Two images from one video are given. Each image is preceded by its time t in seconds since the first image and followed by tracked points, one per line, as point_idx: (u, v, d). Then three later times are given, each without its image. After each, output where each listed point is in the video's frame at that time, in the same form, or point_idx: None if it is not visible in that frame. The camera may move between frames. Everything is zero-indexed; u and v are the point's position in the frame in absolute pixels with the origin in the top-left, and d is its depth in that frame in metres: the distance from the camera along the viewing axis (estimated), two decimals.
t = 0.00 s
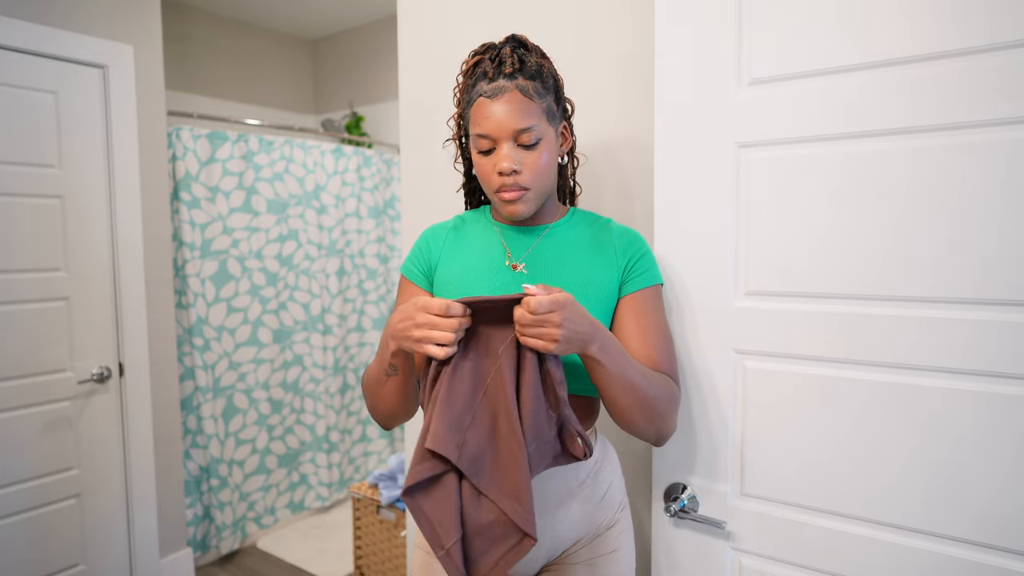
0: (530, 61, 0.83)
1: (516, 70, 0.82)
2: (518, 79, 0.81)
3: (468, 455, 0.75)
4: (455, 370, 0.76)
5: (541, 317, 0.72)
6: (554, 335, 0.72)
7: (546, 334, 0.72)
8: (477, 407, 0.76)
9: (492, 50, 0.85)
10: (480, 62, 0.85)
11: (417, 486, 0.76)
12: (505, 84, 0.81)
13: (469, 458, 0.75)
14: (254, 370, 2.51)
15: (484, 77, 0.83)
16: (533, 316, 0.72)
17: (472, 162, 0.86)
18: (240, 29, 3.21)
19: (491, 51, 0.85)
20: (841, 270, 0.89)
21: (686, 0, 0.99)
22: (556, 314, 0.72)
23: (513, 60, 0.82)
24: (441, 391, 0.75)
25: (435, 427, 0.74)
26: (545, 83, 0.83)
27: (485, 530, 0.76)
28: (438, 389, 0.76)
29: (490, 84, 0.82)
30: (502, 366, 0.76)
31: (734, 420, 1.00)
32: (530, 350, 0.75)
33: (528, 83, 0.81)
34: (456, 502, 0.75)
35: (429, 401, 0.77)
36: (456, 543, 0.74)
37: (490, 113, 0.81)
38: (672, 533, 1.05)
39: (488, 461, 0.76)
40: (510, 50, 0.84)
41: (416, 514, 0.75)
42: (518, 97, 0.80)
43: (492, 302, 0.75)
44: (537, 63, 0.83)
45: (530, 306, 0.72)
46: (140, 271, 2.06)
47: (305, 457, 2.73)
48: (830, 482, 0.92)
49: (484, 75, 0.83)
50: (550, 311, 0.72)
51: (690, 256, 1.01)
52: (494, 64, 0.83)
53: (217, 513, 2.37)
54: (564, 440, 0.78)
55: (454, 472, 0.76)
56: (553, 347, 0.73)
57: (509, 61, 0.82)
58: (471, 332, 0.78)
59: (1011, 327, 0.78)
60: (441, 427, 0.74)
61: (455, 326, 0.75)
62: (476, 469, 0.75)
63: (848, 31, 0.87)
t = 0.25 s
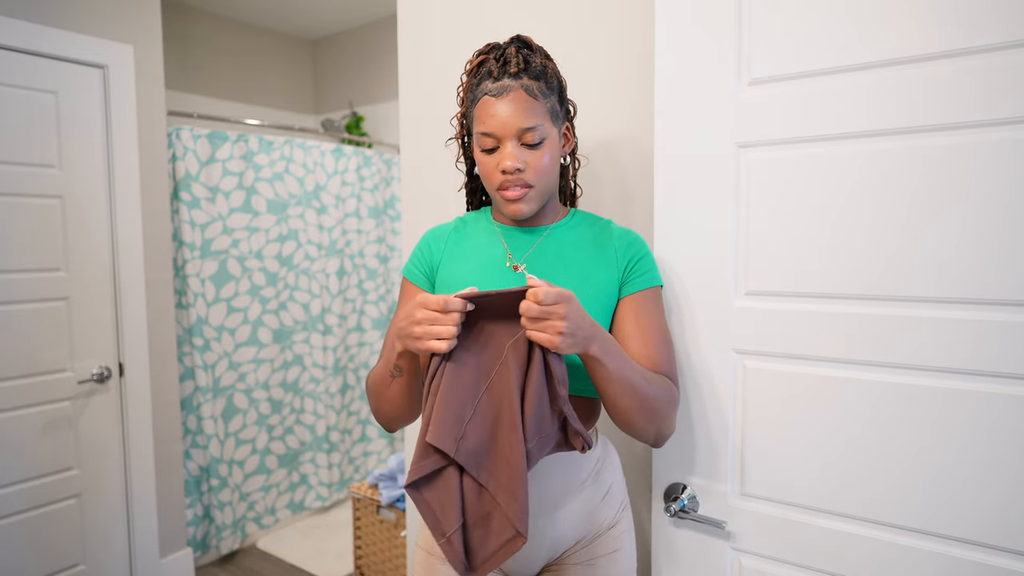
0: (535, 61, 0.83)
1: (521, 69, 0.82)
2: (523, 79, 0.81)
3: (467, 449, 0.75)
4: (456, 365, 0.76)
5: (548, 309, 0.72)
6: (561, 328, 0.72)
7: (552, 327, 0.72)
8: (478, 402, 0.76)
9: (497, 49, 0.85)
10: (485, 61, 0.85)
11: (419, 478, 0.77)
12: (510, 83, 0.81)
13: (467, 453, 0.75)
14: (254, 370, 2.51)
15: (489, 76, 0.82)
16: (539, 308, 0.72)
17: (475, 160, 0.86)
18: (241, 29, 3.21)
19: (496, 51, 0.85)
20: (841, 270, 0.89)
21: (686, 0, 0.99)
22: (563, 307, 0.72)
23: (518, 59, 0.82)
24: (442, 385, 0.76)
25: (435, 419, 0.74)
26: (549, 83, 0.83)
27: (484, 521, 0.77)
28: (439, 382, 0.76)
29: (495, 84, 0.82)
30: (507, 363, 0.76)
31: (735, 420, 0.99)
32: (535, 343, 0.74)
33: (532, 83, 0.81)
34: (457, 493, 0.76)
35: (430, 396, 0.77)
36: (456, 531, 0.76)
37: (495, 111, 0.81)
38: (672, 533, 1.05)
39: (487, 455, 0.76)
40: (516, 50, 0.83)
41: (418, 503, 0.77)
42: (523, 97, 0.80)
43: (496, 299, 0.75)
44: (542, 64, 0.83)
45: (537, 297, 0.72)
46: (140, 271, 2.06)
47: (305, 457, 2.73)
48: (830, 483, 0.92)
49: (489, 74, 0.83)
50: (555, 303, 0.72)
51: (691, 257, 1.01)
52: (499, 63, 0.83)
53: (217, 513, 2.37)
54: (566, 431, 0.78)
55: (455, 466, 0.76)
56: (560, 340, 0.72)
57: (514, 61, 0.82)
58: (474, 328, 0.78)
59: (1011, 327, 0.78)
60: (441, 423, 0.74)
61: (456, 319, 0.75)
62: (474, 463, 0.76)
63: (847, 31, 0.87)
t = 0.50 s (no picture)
0: (539, 61, 0.83)
1: (524, 69, 0.82)
2: (527, 78, 0.81)
3: (468, 448, 0.75)
4: (456, 363, 0.77)
5: (551, 307, 0.72)
6: (565, 326, 0.72)
7: (555, 325, 0.72)
8: (479, 401, 0.77)
9: (501, 48, 0.85)
10: (489, 60, 0.85)
11: (422, 475, 0.77)
12: (514, 82, 0.81)
13: (468, 451, 0.75)
14: (254, 370, 2.51)
15: (492, 75, 0.82)
16: (543, 306, 0.72)
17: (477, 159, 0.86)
18: (241, 29, 3.21)
19: (500, 50, 0.85)
20: (841, 270, 0.89)
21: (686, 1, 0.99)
22: (566, 304, 0.72)
23: (522, 59, 0.82)
24: (442, 384, 0.76)
25: (435, 418, 0.75)
26: (553, 84, 0.83)
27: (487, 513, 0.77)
28: (440, 381, 0.76)
29: (498, 83, 0.82)
30: (509, 363, 0.76)
31: (735, 420, 0.99)
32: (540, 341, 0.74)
33: (536, 83, 0.81)
34: (459, 487, 0.76)
35: (429, 394, 0.77)
36: (460, 522, 0.76)
37: (499, 110, 0.81)
38: (672, 533, 1.05)
39: (488, 454, 0.76)
40: (520, 49, 0.83)
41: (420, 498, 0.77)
42: (526, 97, 0.81)
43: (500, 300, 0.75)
44: (546, 64, 0.83)
45: (540, 294, 0.72)
46: (140, 271, 2.06)
47: (305, 457, 2.73)
48: (830, 482, 0.92)
49: (493, 73, 0.83)
50: (558, 300, 0.72)
51: (691, 257, 1.01)
52: (503, 62, 0.83)
53: (217, 513, 2.37)
54: (567, 431, 0.78)
55: (456, 464, 0.77)
56: (564, 338, 0.72)
57: (518, 61, 0.82)
58: (474, 328, 0.78)
59: (1011, 327, 0.79)
60: (441, 421, 0.74)
61: (452, 314, 0.75)
62: (475, 461, 0.76)
63: (847, 32, 0.87)
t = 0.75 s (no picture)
0: (538, 60, 0.83)
1: (524, 68, 0.82)
2: (527, 77, 0.81)
3: (465, 450, 0.75)
4: (456, 366, 0.77)
5: (552, 309, 0.72)
6: (566, 327, 0.72)
7: (555, 327, 0.72)
8: (478, 404, 0.77)
9: (501, 48, 0.85)
10: (489, 59, 0.85)
11: (419, 478, 0.77)
12: (513, 82, 0.81)
13: (466, 454, 0.75)
14: (254, 370, 2.51)
15: (492, 74, 0.82)
16: (543, 308, 0.72)
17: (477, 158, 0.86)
18: (241, 28, 3.21)
19: (500, 49, 0.85)
20: (841, 270, 0.90)
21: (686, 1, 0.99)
22: (566, 306, 0.72)
23: (522, 58, 0.82)
24: (441, 386, 0.76)
25: (433, 420, 0.75)
26: (552, 83, 0.83)
27: (484, 520, 0.77)
28: (438, 383, 0.76)
29: (498, 82, 0.82)
30: (509, 365, 0.76)
31: (735, 420, 1.00)
32: (541, 343, 0.74)
33: (536, 82, 0.81)
34: (455, 493, 0.76)
35: (426, 396, 0.77)
36: (456, 531, 0.76)
37: (498, 109, 0.81)
38: (672, 533, 1.05)
39: (485, 457, 0.76)
40: (520, 48, 0.83)
41: (416, 504, 0.77)
42: (526, 96, 0.81)
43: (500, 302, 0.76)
44: (546, 63, 0.83)
45: (540, 296, 0.72)
46: (140, 271, 2.06)
47: (305, 457, 2.73)
48: (830, 482, 0.92)
49: (493, 72, 0.83)
50: (558, 302, 0.72)
51: (691, 257, 1.01)
52: (502, 61, 0.83)
53: (217, 513, 2.37)
54: (566, 437, 0.78)
55: (453, 466, 0.77)
56: (565, 339, 0.72)
57: (518, 60, 0.82)
58: (473, 329, 0.78)
59: (1011, 327, 0.79)
60: (439, 423, 0.74)
61: (449, 315, 0.75)
62: (473, 464, 0.76)
63: (848, 32, 0.87)
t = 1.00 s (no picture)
0: (538, 59, 0.82)
1: (523, 68, 0.82)
2: (526, 77, 0.81)
3: (464, 453, 0.75)
4: (454, 369, 0.76)
5: (550, 311, 0.72)
6: (564, 330, 0.72)
7: (554, 328, 0.72)
8: (477, 407, 0.76)
9: (500, 47, 0.85)
10: (488, 58, 0.85)
11: (417, 483, 0.77)
12: (512, 81, 0.81)
13: (464, 458, 0.75)
14: (254, 370, 2.51)
15: (491, 73, 0.82)
16: (541, 309, 0.72)
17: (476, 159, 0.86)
18: (241, 29, 3.21)
19: (499, 48, 0.84)
20: (841, 270, 0.89)
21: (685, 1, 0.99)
22: (564, 307, 0.72)
23: (521, 57, 0.82)
24: (439, 389, 0.76)
25: (432, 424, 0.74)
26: (552, 82, 0.83)
27: (484, 522, 0.76)
28: (436, 386, 0.76)
29: (497, 82, 0.82)
30: (507, 368, 0.76)
31: (735, 420, 0.99)
32: (539, 346, 0.74)
33: (535, 81, 0.81)
34: (454, 496, 0.76)
35: (425, 399, 0.77)
36: (455, 534, 0.76)
37: (497, 109, 0.81)
38: (672, 534, 1.05)
39: (484, 460, 0.76)
40: (519, 47, 0.83)
41: (415, 508, 0.77)
42: (524, 96, 0.80)
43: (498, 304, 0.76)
44: (545, 62, 0.83)
45: (538, 298, 0.72)
46: (140, 271, 2.06)
47: (305, 457, 2.73)
48: (829, 483, 0.92)
49: (492, 71, 0.83)
50: (556, 303, 0.72)
51: (691, 257, 1.01)
52: (501, 61, 0.83)
53: (217, 513, 2.36)
54: (565, 439, 0.78)
55: (451, 470, 0.76)
56: (563, 341, 0.72)
57: (517, 59, 0.82)
58: (470, 331, 0.78)
59: (1012, 327, 0.78)
60: (437, 427, 0.74)
61: (447, 317, 0.75)
62: (472, 468, 0.75)
63: (848, 31, 0.87)
